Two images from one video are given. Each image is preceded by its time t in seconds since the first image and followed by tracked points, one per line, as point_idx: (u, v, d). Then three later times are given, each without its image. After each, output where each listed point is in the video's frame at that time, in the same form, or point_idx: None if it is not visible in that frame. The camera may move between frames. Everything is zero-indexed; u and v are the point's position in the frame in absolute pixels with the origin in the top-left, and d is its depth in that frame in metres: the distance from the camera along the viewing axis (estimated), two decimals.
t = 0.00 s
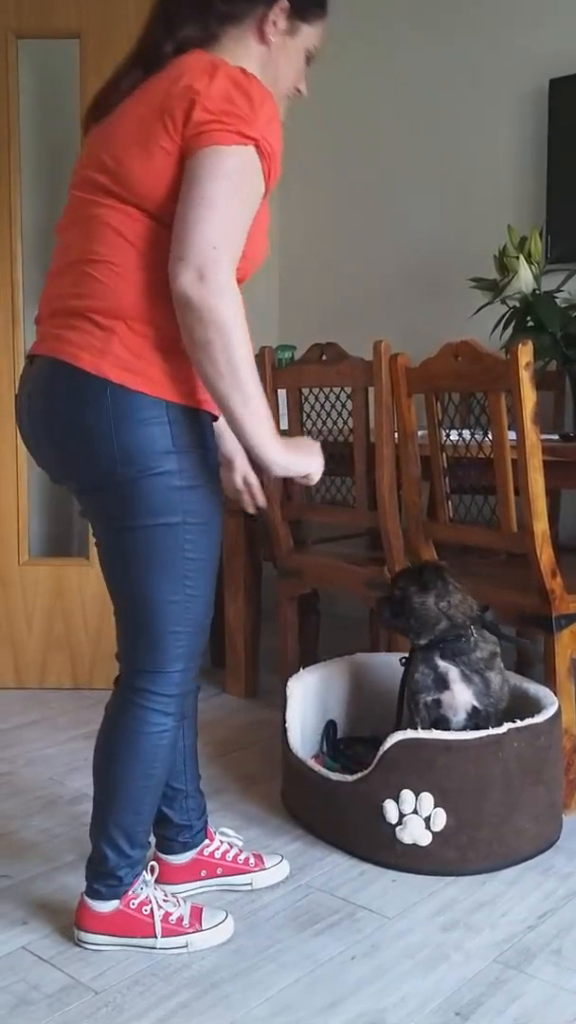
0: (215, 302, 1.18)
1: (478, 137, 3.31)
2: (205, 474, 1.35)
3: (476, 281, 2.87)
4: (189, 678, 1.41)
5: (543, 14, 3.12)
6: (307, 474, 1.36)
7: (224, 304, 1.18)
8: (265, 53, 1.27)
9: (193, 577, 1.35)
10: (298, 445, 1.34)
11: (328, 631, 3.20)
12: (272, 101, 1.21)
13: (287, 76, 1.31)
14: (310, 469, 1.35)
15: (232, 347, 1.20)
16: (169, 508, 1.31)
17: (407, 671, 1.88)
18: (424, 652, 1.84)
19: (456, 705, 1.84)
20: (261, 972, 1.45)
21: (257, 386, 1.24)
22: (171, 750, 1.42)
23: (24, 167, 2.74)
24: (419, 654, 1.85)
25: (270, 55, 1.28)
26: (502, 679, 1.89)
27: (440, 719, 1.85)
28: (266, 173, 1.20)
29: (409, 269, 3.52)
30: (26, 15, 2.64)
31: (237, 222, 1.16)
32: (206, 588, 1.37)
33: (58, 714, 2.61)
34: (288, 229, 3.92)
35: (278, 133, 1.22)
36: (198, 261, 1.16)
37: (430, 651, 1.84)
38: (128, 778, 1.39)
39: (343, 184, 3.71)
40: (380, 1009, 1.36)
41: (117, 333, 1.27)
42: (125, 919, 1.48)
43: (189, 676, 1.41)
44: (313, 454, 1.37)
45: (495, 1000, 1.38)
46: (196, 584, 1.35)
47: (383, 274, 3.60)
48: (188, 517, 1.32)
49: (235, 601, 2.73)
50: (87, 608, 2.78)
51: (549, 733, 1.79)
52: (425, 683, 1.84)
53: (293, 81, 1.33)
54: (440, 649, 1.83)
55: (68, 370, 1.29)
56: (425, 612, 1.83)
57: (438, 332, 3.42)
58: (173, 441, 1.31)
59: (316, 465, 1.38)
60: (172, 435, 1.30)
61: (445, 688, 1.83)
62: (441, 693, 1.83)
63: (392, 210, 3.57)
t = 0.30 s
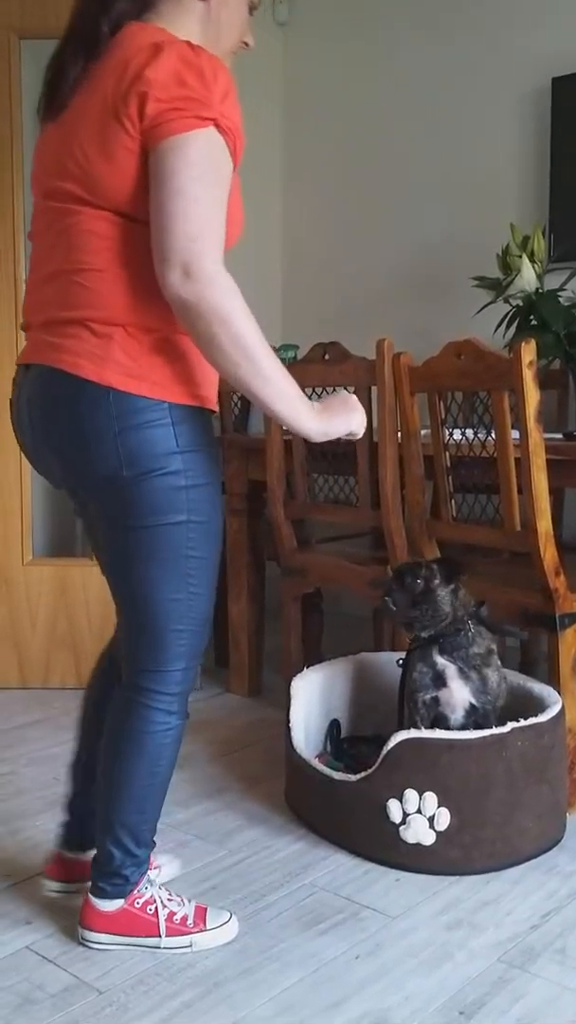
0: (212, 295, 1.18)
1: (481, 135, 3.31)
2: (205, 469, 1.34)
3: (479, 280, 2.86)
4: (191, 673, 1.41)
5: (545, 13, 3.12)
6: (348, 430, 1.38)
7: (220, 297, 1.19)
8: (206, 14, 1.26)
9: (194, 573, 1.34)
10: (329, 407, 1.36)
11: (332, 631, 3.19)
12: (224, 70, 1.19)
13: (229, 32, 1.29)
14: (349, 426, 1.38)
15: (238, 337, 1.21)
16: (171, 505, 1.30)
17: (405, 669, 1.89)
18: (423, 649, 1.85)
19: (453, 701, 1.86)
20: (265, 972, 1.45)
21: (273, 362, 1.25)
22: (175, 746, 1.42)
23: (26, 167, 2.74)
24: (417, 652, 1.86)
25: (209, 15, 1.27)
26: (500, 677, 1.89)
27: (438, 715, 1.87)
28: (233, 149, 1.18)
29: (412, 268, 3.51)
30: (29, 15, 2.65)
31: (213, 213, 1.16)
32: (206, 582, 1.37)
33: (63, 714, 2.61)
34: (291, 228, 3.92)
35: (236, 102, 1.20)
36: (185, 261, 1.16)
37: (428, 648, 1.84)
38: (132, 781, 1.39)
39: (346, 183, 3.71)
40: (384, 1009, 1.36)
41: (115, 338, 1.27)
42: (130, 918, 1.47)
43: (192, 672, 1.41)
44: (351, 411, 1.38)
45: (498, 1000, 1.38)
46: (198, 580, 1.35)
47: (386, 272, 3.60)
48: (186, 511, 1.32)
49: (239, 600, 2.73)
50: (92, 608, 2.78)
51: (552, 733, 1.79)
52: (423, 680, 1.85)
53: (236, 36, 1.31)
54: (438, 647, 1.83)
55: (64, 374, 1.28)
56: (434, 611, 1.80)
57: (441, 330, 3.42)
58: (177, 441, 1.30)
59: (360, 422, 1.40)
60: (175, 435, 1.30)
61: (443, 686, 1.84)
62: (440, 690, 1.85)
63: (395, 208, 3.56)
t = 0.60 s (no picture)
0: (127, 297, 1.14)
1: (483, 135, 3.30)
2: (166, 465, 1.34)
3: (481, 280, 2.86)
4: (158, 674, 1.39)
5: (547, 13, 3.11)
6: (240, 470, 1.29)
7: (138, 297, 1.14)
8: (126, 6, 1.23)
9: (158, 570, 1.33)
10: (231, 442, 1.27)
11: (334, 631, 3.19)
12: (134, 54, 1.14)
13: (153, 14, 1.26)
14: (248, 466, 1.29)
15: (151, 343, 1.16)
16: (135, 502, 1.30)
17: (404, 670, 1.89)
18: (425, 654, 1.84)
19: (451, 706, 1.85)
20: (267, 971, 1.45)
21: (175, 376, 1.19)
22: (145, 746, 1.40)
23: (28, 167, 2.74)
24: (418, 654, 1.86)
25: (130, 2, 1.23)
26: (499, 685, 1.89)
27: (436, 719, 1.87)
28: (150, 135, 1.13)
29: (414, 268, 3.51)
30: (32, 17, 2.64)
31: (128, 208, 1.11)
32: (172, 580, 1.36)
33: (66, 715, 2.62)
34: (292, 228, 3.92)
35: (151, 90, 1.15)
36: (105, 257, 1.12)
37: (430, 653, 1.84)
38: (110, 781, 1.39)
39: (347, 183, 3.71)
40: (386, 1009, 1.36)
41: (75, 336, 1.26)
42: (131, 918, 1.47)
43: (162, 669, 1.40)
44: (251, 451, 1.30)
45: (500, 1000, 1.38)
46: (163, 578, 1.34)
47: (387, 272, 3.60)
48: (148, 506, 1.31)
49: (241, 601, 2.73)
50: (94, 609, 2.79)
51: (554, 733, 1.78)
52: (423, 684, 1.85)
53: (161, 17, 1.28)
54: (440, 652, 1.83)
55: (26, 373, 1.28)
56: (448, 620, 1.79)
57: (443, 330, 3.41)
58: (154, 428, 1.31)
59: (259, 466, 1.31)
60: (137, 429, 1.29)
61: (443, 690, 1.84)
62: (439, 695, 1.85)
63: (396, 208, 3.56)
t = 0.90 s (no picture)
0: (5, 299, 1.13)
1: (487, 134, 3.30)
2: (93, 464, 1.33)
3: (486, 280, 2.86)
4: (117, 670, 1.38)
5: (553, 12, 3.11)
6: (75, 505, 1.21)
7: (18, 301, 1.14)
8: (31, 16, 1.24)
9: (95, 571, 1.31)
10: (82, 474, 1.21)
11: (340, 631, 3.20)
12: (18, 52, 1.16)
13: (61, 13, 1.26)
14: (83, 503, 1.21)
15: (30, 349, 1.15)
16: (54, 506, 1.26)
17: (404, 674, 1.90)
18: (422, 663, 1.85)
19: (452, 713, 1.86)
20: (275, 971, 1.45)
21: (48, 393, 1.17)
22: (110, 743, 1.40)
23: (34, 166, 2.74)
24: (416, 662, 1.86)
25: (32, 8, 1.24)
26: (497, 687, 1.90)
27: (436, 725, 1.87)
28: (36, 132, 1.13)
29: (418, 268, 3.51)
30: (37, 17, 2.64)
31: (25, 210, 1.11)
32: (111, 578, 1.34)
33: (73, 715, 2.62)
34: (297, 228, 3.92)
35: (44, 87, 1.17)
36: None
37: (428, 662, 1.85)
38: (79, 781, 1.39)
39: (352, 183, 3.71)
40: (393, 1010, 1.36)
41: None
42: (135, 919, 1.47)
43: (119, 667, 1.38)
44: (96, 491, 1.22)
45: (507, 1001, 1.38)
46: (104, 578, 1.32)
47: (392, 272, 3.60)
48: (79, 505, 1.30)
49: (246, 601, 2.73)
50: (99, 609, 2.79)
51: (561, 734, 1.78)
52: (423, 691, 1.86)
53: (69, 19, 1.27)
54: (438, 662, 1.83)
55: None
56: (443, 631, 1.80)
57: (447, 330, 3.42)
58: (82, 425, 1.31)
59: (96, 511, 1.23)
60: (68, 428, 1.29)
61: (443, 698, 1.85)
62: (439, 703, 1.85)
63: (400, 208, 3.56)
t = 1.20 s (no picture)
0: None
1: (493, 126, 3.29)
2: (38, 457, 1.35)
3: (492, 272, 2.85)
4: (70, 676, 1.39)
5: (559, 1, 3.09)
6: (19, 498, 1.25)
7: None
8: None
9: (44, 571, 1.32)
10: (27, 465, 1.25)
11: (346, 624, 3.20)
12: None
13: None
14: (25, 494, 1.25)
15: None
16: None
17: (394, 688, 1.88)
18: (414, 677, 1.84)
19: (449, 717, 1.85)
20: (281, 963, 1.46)
21: None
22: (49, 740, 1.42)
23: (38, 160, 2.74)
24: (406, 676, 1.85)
25: None
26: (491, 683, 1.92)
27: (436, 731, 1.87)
28: None
29: (424, 261, 3.51)
30: (40, 9, 2.64)
31: None
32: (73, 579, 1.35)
33: (80, 708, 2.63)
34: (301, 221, 3.91)
35: None
36: None
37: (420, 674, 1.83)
38: None
39: (357, 175, 3.70)
40: (400, 1000, 1.36)
41: None
42: None
43: (71, 673, 1.39)
44: (38, 487, 1.27)
45: (513, 992, 1.38)
46: (64, 579, 1.34)
47: (397, 265, 3.60)
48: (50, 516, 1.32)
49: (251, 595, 2.73)
50: (105, 602, 2.79)
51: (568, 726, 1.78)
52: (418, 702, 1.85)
53: None
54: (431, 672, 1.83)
55: None
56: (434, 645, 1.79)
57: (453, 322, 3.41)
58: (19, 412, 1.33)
59: (36, 503, 1.26)
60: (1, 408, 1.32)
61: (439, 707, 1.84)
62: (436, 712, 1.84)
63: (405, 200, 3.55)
